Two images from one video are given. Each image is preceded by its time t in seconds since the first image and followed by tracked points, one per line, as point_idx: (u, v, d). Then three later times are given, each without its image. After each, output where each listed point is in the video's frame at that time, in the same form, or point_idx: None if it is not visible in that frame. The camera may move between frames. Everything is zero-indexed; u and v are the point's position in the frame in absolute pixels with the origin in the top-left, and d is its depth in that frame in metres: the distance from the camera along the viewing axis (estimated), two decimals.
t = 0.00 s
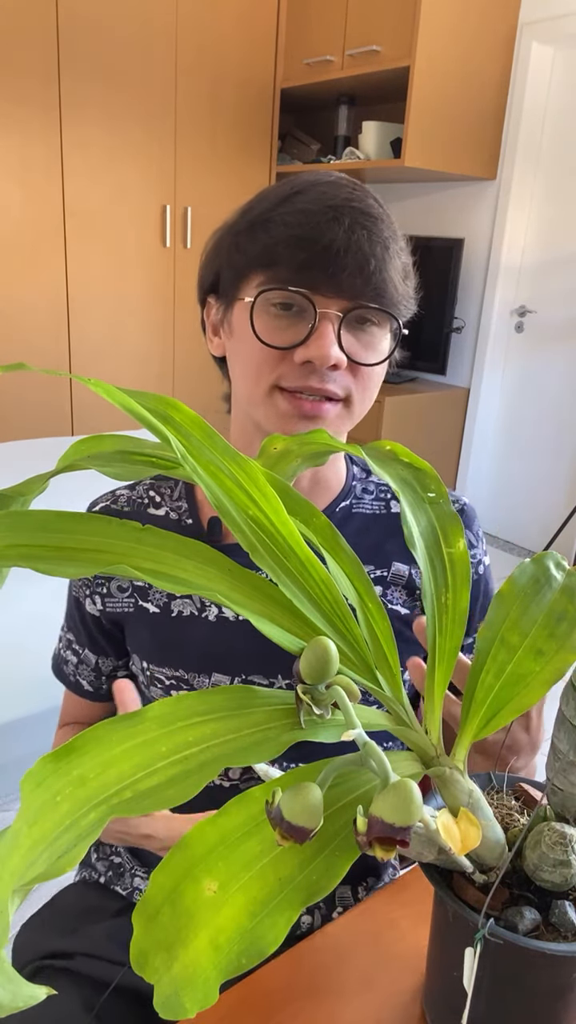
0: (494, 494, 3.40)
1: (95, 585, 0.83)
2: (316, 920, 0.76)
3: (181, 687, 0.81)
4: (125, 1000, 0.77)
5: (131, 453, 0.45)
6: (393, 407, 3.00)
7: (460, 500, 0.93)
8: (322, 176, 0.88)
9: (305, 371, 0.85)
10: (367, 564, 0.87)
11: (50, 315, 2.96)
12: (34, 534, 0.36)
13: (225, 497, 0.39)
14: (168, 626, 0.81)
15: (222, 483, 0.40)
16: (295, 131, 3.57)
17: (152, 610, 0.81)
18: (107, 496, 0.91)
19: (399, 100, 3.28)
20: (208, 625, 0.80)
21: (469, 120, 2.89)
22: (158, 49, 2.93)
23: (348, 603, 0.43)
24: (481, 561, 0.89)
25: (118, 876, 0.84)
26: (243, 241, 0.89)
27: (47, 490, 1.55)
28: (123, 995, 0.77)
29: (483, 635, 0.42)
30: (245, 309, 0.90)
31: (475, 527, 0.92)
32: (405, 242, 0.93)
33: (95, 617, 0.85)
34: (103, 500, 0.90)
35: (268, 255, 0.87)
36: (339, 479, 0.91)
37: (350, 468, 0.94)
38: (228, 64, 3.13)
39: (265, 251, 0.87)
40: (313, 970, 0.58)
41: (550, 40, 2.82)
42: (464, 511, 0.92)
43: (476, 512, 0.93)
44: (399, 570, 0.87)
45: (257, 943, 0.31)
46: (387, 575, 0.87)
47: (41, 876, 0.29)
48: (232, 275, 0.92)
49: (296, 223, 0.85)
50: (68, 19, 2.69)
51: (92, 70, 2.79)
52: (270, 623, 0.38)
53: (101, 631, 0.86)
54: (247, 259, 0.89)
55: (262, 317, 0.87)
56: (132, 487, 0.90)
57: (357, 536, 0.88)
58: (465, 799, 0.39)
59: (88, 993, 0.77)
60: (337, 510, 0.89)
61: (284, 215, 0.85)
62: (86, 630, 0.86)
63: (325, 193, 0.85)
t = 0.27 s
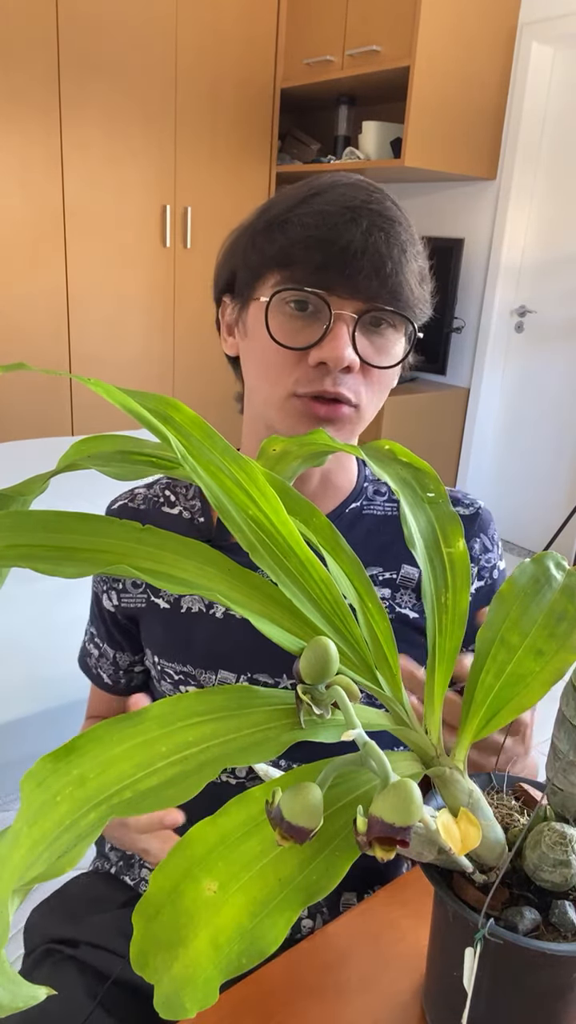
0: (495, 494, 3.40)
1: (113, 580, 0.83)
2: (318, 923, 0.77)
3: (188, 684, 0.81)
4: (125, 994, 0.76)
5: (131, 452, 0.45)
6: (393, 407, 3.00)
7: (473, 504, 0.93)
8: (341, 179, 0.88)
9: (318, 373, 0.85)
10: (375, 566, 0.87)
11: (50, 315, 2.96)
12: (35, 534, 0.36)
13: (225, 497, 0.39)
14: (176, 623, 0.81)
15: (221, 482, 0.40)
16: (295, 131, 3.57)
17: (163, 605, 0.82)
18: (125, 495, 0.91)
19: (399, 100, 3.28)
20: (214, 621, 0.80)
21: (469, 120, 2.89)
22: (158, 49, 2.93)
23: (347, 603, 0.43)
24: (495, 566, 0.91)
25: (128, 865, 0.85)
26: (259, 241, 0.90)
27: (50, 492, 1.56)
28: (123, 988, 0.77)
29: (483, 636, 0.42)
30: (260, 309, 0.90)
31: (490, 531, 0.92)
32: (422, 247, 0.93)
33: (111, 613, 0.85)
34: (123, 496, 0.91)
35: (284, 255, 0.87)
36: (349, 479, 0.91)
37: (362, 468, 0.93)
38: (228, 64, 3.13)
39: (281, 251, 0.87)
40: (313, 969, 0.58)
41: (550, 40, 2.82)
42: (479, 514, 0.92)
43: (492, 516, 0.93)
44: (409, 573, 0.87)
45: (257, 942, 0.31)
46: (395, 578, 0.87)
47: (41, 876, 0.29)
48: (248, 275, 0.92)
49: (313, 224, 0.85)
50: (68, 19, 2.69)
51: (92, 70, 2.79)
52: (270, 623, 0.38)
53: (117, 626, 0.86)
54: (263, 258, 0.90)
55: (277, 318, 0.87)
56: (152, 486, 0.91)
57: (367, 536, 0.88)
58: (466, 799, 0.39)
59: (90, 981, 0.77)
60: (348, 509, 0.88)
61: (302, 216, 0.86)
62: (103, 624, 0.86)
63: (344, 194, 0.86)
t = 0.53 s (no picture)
0: (495, 494, 3.40)
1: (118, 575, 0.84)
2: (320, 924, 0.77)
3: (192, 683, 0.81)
4: (128, 988, 0.76)
5: (131, 453, 0.45)
6: (393, 407, 2.99)
7: (472, 495, 0.93)
8: (346, 182, 0.89)
9: (315, 371, 0.85)
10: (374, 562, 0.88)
11: (50, 315, 2.96)
12: (36, 534, 0.36)
13: (225, 497, 0.39)
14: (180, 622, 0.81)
15: (221, 482, 0.40)
16: (295, 131, 3.57)
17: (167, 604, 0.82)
18: (134, 492, 0.91)
19: (399, 100, 3.28)
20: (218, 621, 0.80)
21: (469, 120, 2.89)
22: (158, 49, 2.93)
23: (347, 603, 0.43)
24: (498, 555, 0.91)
25: (135, 862, 0.84)
26: (264, 239, 0.90)
27: (51, 491, 1.55)
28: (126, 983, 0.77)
29: (483, 636, 0.42)
30: (259, 305, 0.90)
31: (491, 522, 0.92)
32: (423, 254, 0.93)
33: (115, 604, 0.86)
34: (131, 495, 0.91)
35: (287, 251, 0.87)
36: (348, 478, 0.90)
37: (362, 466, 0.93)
38: (228, 64, 3.13)
39: (285, 247, 0.87)
40: (314, 968, 0.58)
41: (550, 40, 2.82)
42: (479, 505, 0.92)
43: (492, 506, 0.93)
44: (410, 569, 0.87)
45: (257, 942, 0.31)
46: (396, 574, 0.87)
47: (41, 876, 0.29)
48: (251, 272, 0.92)
49: (317, 222, 0.85)
50: (68, 19, 2.69)
51: (92, 69, 2.79)
52: (270, 623, 0.38)
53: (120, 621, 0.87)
54: (266, 256, 0.90)
55: (276, 314, 0.87)
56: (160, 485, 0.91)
57: (367, 534, 0.89)
58: (465, 799, 0.39)
59: (94, 976, 0.77)
60: (347, 506, 0.89)
61: (306, 215, 0.86)
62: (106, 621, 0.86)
63: (348, 195, 0.86)
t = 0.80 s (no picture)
0: (495, 494, 3.40)
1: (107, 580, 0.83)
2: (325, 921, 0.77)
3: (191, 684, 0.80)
4: (133, 995, 0.76)
5: (131, 452, 0.45)
6: (393, 407, 2.99)
7: (464, 489, 0.93)
8: (341, 176, 0.89)
9: (312, 364, 0.84)
10: (373, 559, 0.87)
11: (49, 315, 2.96)
12: (37, 534, 0.36)
13: (225, 497, 0.40)
14: (176, 623, 0.81)
15: (222, 483, 0.40)
16: (294, 131, 3.57)
17: (161, 608, 0.82)
18: (119, 494, 0.91)
19: (399, 100, 3.28)
20: (214, 622, 0.80)
21: (469, 119, 2.89)
22: (158, 49, 2.93)
23: (347, 603, 0.43)
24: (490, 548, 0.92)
25: (135, 867, 0.84)
26: (259, 235, 0.90)
27: (50, 491, 1.55)
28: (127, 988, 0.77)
29: (483, 636, 0.42)
30: (257, 298, 0.90)
31: (482, 515, 0.93)
32: (419, 247, 0.93)
33: (104, 610, 0.85)
34: (116, 496, 0.90)
35: (283, 248, 0.87)
36: (343, 475, 0.90)
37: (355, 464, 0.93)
38: (228, 63, 3.13)
39: (281, 244, 0.87)
40: (313, 968, 0.58)
41: (550, 40, 2.82)
42: (471, 498, 0.92)
43: (483, 499, 0.93)
44: (407, 564, 0.87)
45: (257, 942, 0.31)
46: (394, 570, 0.87)
47: (40, 876, 0.29)
48: (247, 268, 0.92)
49: (313, 218, 0.85)
50: (68, 19, 2.69)
51: (92, 69, 2.79)
52: (270, 624, 0.38)
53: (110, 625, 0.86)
54: (262, 252, 0.90)
55: (273, 308, 0.87)
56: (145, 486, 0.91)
57: (364, 531, 0.88)
58: (465, 799, 0.39)
59: (97, 983, 0.77)
60: (343, 505, 0.88)
61: (303, 210, 0.86)
62: (96, 626, 0.86)
63: (344, 190, 0.86)
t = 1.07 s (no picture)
0: (495, 493, 3.40)
1: (104, 587, 0.81)
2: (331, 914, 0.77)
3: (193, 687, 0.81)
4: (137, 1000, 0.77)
5: (131, 452, 0.45)
6: (393, 407, 2.99)
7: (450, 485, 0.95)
8: (342, 181, 0.88)
9: (323, 377, 0.85)
10: (369, 556, 0.87)
11: (49, 315, 2.96)
12: (37, 534, 0.36)
13: (225, 497, 0.40)
14: (174, 626, 0.81)
15: (222, 482, 0.40)
16: (294, 131, 3.57)
17: (157, 613, 0.81)
18: (104, 499, 0.90)
19: (399, 100, 3.28)
20: (218, 624, 0.80)
21: (468, 120, 2.89)
22: (158, 49, 2.93)
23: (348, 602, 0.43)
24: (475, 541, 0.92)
25: (133, 875, 0.84)
26: (262, 242, 0.89)
27: (50, 491, 1.55)
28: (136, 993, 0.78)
29: (483, 636, 0.42)
30: (266, 311, 0.89)
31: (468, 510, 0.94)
32: (416, 250, 0.94)
33: (101, 620, 0.83)
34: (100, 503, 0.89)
35: (291, 259, 0.87)
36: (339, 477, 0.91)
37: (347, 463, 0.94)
38: (228, 63, 3.13)
39: (289, 254, 0.86)
40: (313, 968, 0.58)
41: (550, 40, 2.82)
42: (458, 493, 0.94)
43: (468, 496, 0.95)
44: (401, 559, 0.88)
45: (257, 942, 0.31)
46: (389, 565, 0.88)
47: (41, 876, 0.29)
48: (247, 275, 0.91)
49: (321, 228, 0.85)
50: (68, 19, 2.69)
51: (92, 69, 2.79)
52: (270, 623, 0.38)
53: (106, 634, 0.84)
54: (267, 261, 0.88)
55: (282, 321, 0.86)
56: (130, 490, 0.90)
57: (360, 528, 0.88)
58: (466, 799, 0.39)
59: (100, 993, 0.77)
60: (339, 504, 0.89)
61: (309, 220, 0.86)
62: (92, 636, 0.84)
63: (350, 200, 0.86)
